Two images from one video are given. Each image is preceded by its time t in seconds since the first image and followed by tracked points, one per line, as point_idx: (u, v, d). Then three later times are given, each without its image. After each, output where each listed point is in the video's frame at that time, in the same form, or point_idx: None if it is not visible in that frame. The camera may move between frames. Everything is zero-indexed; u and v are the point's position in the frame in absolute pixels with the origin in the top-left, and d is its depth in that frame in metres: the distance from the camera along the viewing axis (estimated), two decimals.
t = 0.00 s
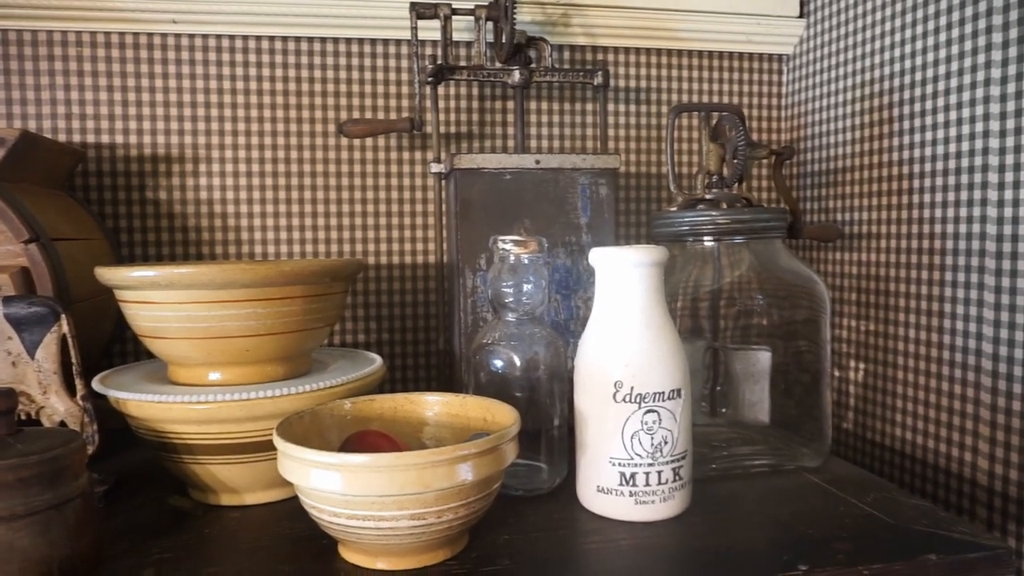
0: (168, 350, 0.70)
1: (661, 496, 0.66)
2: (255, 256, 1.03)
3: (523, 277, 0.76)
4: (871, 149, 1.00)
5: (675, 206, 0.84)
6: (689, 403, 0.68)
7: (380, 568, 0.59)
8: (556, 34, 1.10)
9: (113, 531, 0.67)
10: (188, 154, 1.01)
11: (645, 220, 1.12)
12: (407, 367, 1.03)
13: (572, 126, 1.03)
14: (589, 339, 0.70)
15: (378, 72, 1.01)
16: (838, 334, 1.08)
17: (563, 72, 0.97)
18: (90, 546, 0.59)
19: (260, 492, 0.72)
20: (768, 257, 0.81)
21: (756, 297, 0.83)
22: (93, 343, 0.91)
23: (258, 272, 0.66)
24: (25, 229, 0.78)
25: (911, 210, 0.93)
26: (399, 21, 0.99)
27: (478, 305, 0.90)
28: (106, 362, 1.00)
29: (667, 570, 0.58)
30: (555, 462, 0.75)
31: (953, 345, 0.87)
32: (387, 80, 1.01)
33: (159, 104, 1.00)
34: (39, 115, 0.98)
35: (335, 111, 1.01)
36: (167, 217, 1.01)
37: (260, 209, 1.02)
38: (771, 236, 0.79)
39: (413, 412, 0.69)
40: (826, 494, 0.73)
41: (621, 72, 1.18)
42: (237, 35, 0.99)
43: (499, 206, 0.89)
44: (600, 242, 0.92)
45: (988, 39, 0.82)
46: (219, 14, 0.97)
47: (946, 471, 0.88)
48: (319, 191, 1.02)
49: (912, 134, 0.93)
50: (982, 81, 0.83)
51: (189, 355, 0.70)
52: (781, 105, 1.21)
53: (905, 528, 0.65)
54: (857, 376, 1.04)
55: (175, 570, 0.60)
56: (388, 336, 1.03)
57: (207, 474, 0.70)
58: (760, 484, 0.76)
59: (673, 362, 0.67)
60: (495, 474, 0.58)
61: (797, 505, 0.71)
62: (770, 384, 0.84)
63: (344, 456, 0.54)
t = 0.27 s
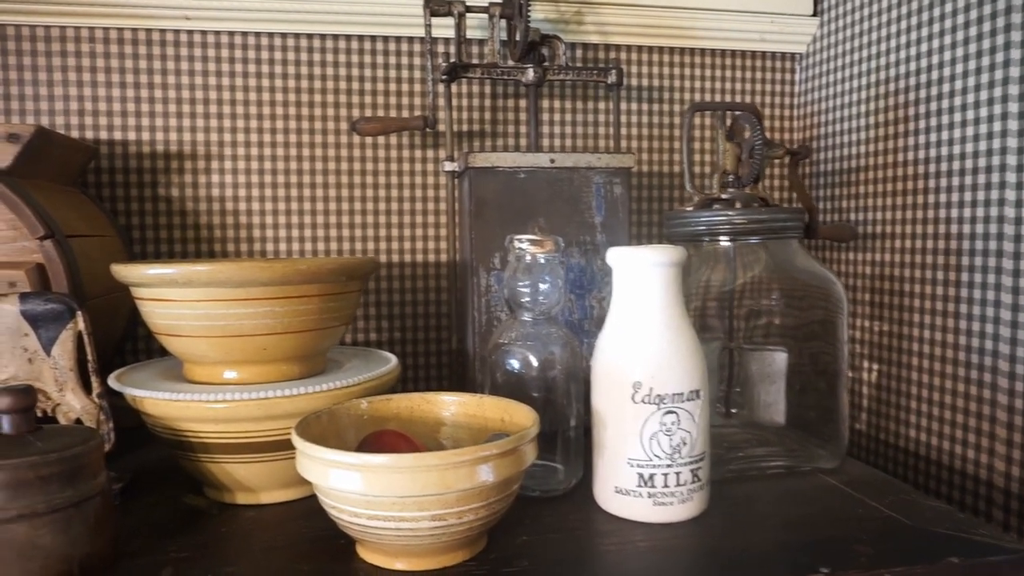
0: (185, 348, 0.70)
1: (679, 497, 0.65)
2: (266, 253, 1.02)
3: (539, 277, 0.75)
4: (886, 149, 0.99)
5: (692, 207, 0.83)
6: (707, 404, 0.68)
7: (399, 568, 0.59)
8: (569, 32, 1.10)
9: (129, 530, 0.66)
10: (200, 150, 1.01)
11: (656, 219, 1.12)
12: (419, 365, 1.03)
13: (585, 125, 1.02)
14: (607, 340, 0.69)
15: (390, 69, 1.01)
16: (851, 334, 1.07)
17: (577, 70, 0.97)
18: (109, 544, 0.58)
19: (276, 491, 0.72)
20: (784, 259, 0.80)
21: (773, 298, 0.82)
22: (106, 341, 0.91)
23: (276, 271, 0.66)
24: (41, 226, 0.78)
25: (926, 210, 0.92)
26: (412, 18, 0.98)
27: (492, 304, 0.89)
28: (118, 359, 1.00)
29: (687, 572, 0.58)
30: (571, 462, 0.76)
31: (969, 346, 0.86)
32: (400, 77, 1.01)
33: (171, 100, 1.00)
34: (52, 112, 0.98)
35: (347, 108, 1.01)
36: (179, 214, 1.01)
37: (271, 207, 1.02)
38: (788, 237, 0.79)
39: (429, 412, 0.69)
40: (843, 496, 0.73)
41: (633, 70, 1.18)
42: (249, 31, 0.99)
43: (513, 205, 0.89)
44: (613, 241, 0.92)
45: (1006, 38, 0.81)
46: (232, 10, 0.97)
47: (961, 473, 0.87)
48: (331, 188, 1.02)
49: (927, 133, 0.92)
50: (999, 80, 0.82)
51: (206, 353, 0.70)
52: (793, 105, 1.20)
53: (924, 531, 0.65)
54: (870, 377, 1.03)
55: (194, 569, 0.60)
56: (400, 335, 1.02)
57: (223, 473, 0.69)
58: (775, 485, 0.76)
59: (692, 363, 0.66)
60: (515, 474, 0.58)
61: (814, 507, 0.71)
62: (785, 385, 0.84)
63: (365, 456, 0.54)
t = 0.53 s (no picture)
0: (217, 354, 0.70)
1: (715, 508, 0.65)
2: (291, 259, 1.02)
3: (570, 283, 0.76)
4: (916, 155, 0.98)
5: (722, 213, 0.84)
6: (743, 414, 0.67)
7: None
8: (595, 37, 1.10)
9: (161, 536, 0.66)
10: (225, 156, 1.01)
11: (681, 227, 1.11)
12: (442, 371, 1.03)
13: (611, 131, 1.02)
14: (641, 348, 0.69)
15: (417, 75, 1.01)
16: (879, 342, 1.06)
17: (604, 76, 0.97)
18: (145, 551, 0.58)
19: (306, 498, 0.71)
20: (817, 266, 0.80)
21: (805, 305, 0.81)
22: (134, 345, 0.91)
23: (311, 277, 0.66)
24: (73, 232, 0.78)
25: (959, 218, 0.91)
26: (439, 24, 0.98)
27: (521, 310, 0.89)
28: (143, 363, 1.00)
29: None
30: (602, 471, 0.74)
31: (1003, 356, 0.85)
32: (426, 83, 1.01)
33: (197, 106, 1.00)
34: (80, 117, 0.98)
35: (373, 114, 1.01)
36: (205, 219, 1.01)
37: (296, 212, 1.02)
38: (821, 245, 0.78)
39: (462, 419, 0.68)
40: (879, 508, 0.72)
41: (657, 75, 1.17)
42: (275, 37, 0.99)
43: (543, 211, 0.89)
44: (642, 248, 0.91)
45: None
46: (259, 16, 0.97)
47: (994, 484, 0.86)
48: (356, 194, 1.02)
49: (960, 140, 0.91)
50: None
51: (239, 359, 0.69)
52: (817, 111, 1.19)
53: (964, 544, 0.64)
54: (899, 386, 1.02)
55: None
56: (424, 341, 1.02)
57: (254, 479, 0.69)
58: (808, 495, 0.75)
59: (729, 372, 0.66)
60: (554, 485, 0.57)
61: (850, 519, 0.70)
62: (818, 394, 0.83)
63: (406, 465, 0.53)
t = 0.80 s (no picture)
0: (253, 353, 0.70)
1: (757, 514, 0.64)
2: (317, 258, 1.02)
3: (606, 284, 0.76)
4: (950, 157, 0.96)
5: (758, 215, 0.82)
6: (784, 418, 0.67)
7: None
8: (624, 36, 1.09)
9: (196, 535, 0.66)
10: (253, 154, 1.01)
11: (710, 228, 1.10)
12: (468, 371, 1.02)
13: (641, 131, 1.01)
14: (680, 351, 0.68)
15: (446, 73, 1.00)
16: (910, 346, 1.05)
17: (635, 75, 0.96)
18: (184, 551, 0.58)
19: (340, 499, 0.71)
20: (857, 267, 0.79)
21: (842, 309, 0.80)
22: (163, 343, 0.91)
23: (349, 277, 0.66)
24: (106, 228, 0.77)
25: (996, 221, 0.89)
26: (469, 22, 0.98)
27: (551, 312, 0.88)
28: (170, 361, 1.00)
29: None
30: (637, 475, 0.73)
31: None
32: (455, 82, 1.00)
33: (226, 104, 1.00)
34: (109, 114, 0.98)
35: (401, 113, 1.00)
36: (232, 217, 1.01)
37: (323, 211, 1.01)
38: (860, 247, 0.77)
39: (498, 421, 0.68)
40: (919, 514, 0.71)
41: (686, 74, 1.16)
42: (304, 35, 0.99)
43: (575, 212, 0.88)
44: (675, 249, 0.90)
45: None
46: (289, 14, 0.97)
47: None
48: (384, 192, 1.01)
49: (997, 141, 0.89)
50: None
51: (275, 358, 0.69)
52: (847, 111, 1.17)
53: (1010, 553, 0.63)
54: (931, 391, 1.00)
55: None
56: (450, 341, 1.02)
57: (289, 479, 0.69)
58: (846, 501, 0.74)
59: (770, 376, 0.65)
60: (597, 490, 0.56)
61: (891, 525, 0.69)
62: (854, 399, 0.82)
63: (449, 468, 0.53)
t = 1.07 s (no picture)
0: (283, 371, 0.69)
1: (792, 532, 0.63)
2: (337, 273, 1.02)
3: (633, 300, 0.75)
4: (972, 172, 0.96)
5: (784, 231, 0.82)
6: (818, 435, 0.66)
7: None
8: (644, 53, 1.09)
9: (226, 554, 0.65)
10: (274, 169, 1.01)
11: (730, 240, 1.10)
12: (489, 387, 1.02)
13: (662, 146, 1.01)
14: (711, 368, 0.68)
15: (468, 89, 1.00)
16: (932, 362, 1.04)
17: (657, 91, 0.96)
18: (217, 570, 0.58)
19: (369, 517, 0.71)
20: (885, 283, 0.79)
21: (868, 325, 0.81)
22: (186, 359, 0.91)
23: (381, 294, 0.66)
24: (134, 245, 0.76)
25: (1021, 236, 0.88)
26: (492, 39, 0.98)
27: (576, 327, 0.88)
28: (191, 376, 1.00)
29: None
30: (667, 493, 0.73)
31: None
32: (477, 98, 1.01)
33: (248, 119, 1.00)
34: (131, 130, 0.99)
35: (423, 128, 1.01)
36: (253, 232, 1.01)
37: (344, 226, 1.02)
38: (889, 263, 0.77)
39: (528, 438, 0.67)
40: (953, 533, 0.70)
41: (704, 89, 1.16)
42: (327, 51, 0.99)
43: (600, 227, 0.88)
44: (698, 264, 0.90)
45: None
46: (312, 31, 0.97)
47: None
48: (405, 207, 1.01)
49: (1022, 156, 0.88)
50: None
51: (305, 376, 0.69)
52: (865, 127, 1.17)
53: None
54: (954, 407, 1.00)
55: None
56: (471, 355, 1.02)
57: (318, 497, 0.68)
58: (878, 519, 0.73)
59: (804, 394, 0.64)
60: (634, 510, 0.56)
61: (925, 544, 0.68)
62: (882, 416, 0.81)
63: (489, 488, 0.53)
